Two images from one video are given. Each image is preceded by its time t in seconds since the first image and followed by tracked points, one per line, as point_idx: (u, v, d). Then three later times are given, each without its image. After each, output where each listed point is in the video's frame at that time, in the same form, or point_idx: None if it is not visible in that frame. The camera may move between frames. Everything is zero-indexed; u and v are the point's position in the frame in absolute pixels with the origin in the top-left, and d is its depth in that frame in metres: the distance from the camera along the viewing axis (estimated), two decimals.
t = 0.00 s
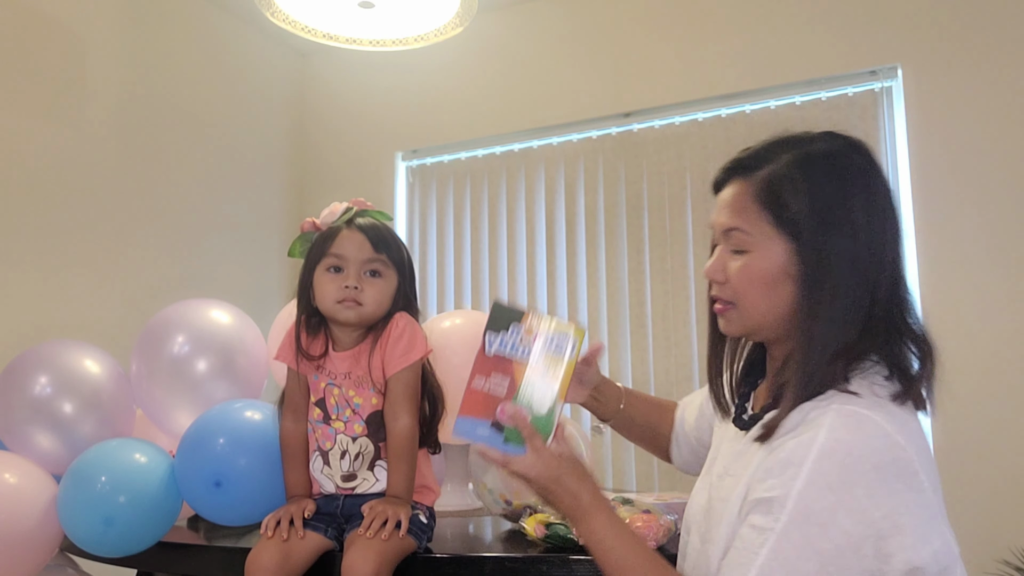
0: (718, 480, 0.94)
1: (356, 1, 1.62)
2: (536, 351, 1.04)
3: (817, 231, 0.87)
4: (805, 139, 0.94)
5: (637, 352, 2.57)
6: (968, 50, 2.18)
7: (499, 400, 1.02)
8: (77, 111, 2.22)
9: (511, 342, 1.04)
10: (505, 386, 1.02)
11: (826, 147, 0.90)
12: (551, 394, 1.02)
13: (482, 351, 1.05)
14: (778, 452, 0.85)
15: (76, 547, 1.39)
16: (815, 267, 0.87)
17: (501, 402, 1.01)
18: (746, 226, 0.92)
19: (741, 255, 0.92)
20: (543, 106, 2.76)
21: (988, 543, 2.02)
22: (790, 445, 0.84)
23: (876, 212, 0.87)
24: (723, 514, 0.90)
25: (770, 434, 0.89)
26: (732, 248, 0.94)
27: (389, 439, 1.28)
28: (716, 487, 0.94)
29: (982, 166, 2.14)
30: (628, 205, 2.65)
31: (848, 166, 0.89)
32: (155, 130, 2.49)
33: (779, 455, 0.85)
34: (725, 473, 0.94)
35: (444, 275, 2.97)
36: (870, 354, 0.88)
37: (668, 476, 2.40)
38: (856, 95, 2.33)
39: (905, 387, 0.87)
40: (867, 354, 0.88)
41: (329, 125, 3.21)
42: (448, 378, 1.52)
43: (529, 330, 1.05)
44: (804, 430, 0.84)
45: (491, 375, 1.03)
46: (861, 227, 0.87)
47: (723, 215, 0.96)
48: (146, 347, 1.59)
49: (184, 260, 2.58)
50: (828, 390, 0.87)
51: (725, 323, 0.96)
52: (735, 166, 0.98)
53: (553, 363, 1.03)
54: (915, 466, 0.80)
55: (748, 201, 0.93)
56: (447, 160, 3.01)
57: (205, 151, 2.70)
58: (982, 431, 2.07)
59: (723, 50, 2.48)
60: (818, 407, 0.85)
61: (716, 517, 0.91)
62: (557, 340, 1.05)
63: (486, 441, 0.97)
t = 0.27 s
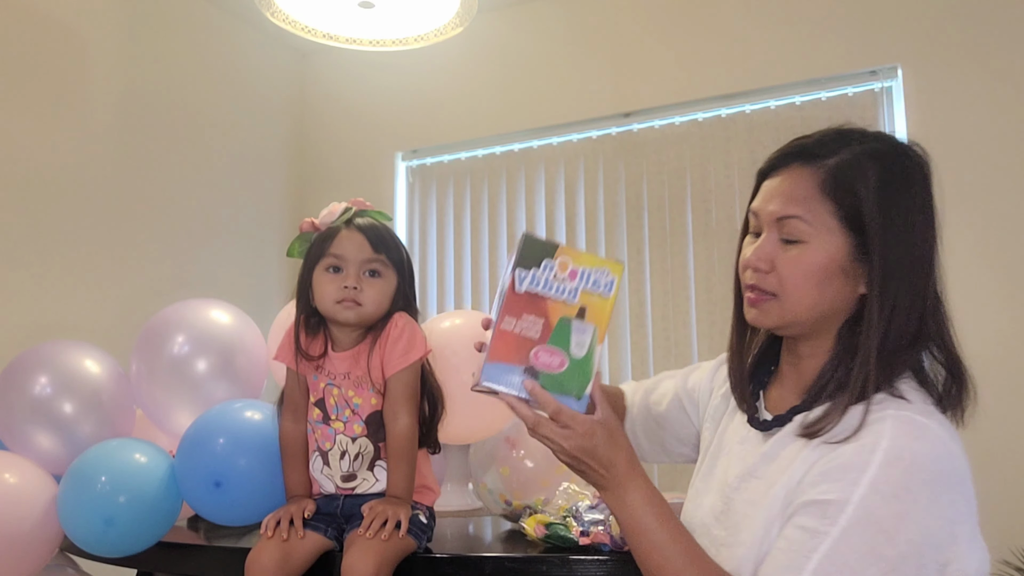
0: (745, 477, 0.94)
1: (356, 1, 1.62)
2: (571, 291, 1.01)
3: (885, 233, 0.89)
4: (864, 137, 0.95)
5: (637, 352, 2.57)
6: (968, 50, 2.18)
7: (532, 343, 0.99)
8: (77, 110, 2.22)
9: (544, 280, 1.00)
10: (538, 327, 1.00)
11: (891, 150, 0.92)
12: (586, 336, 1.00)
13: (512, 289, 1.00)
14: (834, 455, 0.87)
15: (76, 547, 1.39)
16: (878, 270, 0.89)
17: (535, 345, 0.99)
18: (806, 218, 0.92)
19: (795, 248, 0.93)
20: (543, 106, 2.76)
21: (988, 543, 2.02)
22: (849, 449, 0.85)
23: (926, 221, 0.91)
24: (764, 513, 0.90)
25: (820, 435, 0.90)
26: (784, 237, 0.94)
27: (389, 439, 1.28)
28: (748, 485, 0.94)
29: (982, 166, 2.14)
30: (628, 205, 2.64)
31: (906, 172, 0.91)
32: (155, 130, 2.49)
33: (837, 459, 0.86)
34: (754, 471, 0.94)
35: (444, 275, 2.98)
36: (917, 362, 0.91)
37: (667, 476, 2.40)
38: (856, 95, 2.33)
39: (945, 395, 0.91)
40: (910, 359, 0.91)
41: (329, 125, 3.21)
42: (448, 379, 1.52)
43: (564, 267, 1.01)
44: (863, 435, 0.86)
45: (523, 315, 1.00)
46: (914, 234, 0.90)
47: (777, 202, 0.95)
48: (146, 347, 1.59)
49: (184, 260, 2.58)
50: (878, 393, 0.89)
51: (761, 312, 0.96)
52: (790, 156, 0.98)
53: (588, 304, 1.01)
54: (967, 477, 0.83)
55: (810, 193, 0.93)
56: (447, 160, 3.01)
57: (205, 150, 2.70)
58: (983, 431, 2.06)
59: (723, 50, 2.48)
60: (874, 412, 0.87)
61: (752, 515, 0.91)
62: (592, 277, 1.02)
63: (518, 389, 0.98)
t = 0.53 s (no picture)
0: (779, 474, 0.86)
1: (356, 1, 1.62)
2: (566, 269, 0.85)
3: (942, 215, 0.84)
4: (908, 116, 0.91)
5: (637, 352, 2.57)
6: (968, 51, 2.18)
7: (533, 338, 0.84)
8: (77, 110, 2.23)
9: (532, 263, 0.86)
10: (537, 317, 0.85)
11: (943, 131, 0.88)
12: (598, 319, 0.85)
13: (494, 282, 0.85)
14: (887, 453, 0.78)
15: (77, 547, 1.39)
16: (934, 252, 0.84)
17: (538, 342, 0.84)
18: (860, 195, 0.86)
19: (845, 228, 0.85)
20: (543, 106, 2.76)
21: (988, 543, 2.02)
22: (906, 447, 0.77)
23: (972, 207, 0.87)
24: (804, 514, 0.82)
25: (867, 430, 0.82)
26: (834, 215, 0.87)
27: (388, 439, 1.27)
28: (784, 483, 0.86)
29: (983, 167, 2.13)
30: (628, 205, 2.64)
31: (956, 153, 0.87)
32: (156, 130, 2.49)
33: (891, 456, 0.77)
34: (791, 469, 0.85)
35: (444, 274, 2.98)
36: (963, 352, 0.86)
37: (668, 476, 2.40)
38: (856, 95, 2.33)
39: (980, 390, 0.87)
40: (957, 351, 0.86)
41: (329, 125, 3.21)
42: (448, 379, 1.52)
43: (551, 244, 0.86)
44: (919, 432, 0.78)
45: (514, 308, 0.85)
46: (963, 219, 0.86)
47: (827, 177, 0.88)
48: (146, 347, 1.59)
49: (184, 260, 2.58)
50: (930, 384, 0.83)
51: (801, 297, 0.88)
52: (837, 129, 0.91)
53: (591, 280, 0.85)
54: None
55: (865, 168, 0.86)
56: (447, 160, 3.01)
57: (205, 150, 2.70)
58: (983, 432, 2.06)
59: (723, 50, 2.48)
60: (930, 410, 0.79)
61: (790, 517, 0.83)
62: (587, 249, 0.86)
63: (529, 397, 0.82)
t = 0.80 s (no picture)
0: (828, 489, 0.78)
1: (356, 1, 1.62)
2: (665, 282, 0.71)
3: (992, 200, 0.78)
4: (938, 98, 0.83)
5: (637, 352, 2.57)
6: (968, 51, 2.18)
7: (626, 367, 0.69)
8: (77, 110, 2.23)
9: (622, 273, 0.71)
10: (629, 340, 0.70)
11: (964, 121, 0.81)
12: (706, 345, 0.70)
13: (579, 290, 0.71)
14: (963, 455, 0.72)
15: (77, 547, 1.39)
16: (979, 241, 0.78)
17: (630, 370, 0.69)
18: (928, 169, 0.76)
19: (909, 209, 0.75)
20: (542, 106, 2.76)
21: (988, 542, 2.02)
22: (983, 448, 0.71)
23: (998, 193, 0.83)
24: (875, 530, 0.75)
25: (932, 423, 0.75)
26: (894, 191, 0.76)
27: (388, 439, 1.27)
28: (833, 497, 0.78)
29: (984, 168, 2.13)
30: (628, 205, 2.64)
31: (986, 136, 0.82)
32: (156, 131, 2.49)
33: (968, 459, 0.71)
34: (845, 482, 0.77)
35: (444, 274, 2.98)
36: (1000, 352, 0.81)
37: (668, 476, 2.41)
38: (856, 95, 2.33)
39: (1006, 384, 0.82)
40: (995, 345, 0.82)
41: (329, 125, 3.21)
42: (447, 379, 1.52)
43: (645, 249, 0.72)
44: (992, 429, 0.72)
45: (603, 326, 0.70)
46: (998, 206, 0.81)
47: (887, 151, 0.77)
48: (146, 346, 1.59)
49: (184, 260, 2.58)
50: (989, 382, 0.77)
51: (863, 281, 0.77)
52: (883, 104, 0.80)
53: (692, 298, 0.71)
54: None
55: (925, 143, 0.77)
56: (447, 160, 3.01)
57: (205, 150, 2.70)
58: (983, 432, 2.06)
59: (723, 50, 2.47)
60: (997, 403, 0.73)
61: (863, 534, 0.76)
62: (688, 256, 0.72)
63: (624, 432, 0.67)
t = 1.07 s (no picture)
0: (887, 494, 0.79)
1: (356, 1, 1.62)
2: (740, 324, 0.75)
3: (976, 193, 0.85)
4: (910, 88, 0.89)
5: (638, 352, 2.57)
6: (969, 51, 2.18)
7: (714, 433, 0.71)
8: (77, 110, 2.23)
9: (688, 323, 0.75)
10: (712, 402, 0.72)
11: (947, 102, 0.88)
12: (801, 390, 0.71)
13: (640, 361, 0.75)
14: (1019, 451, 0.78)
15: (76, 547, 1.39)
16: (966, 218, 0.84)
17: (720, 435, 0.71)
18: (925, 159, 0.80)
19: (913, 194, 0.79)
20: (542, 105, 2.76)
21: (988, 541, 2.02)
22: None
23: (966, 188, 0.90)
24: (951, 536, 0.76)
25: (984, 423, 0.80)
26: (893, 180, 0.79)
27: (388, 439, 1.27)
28: (897, 505, 0.79)
29: (984, 168, 2.13)
30: (628, 205, 2.64)
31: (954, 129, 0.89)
32: (156, 131, 2.49)
33: None
34: (903, 486, 0.79)
35: (444, 274, 2.98)
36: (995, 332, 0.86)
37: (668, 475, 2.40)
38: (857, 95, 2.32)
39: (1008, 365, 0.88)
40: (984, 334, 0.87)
41: (329, 125, 3.21)
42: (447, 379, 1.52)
43: (710, 297, 0.76)
44: None
45: (677, 396, 0.73)
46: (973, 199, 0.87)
47: (880, 143, 0.81)
48: (146, 346, 1.59)
49: (184, 260, 2.58)
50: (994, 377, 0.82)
51: (870, 278, 0.78)
52: (864, 93, 0.86)
53: (775, 333, 0.74)
54: None
55: (915, 132, 0.82)
56: (447, 160, 3.01)
57: (205, 151, 2.70)
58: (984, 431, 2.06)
59: (723, 50, 2.47)
60: None
61: (943, 548, 0.76)
62: (762, 292, 0.76)
63: (723, 524, 0.69)
